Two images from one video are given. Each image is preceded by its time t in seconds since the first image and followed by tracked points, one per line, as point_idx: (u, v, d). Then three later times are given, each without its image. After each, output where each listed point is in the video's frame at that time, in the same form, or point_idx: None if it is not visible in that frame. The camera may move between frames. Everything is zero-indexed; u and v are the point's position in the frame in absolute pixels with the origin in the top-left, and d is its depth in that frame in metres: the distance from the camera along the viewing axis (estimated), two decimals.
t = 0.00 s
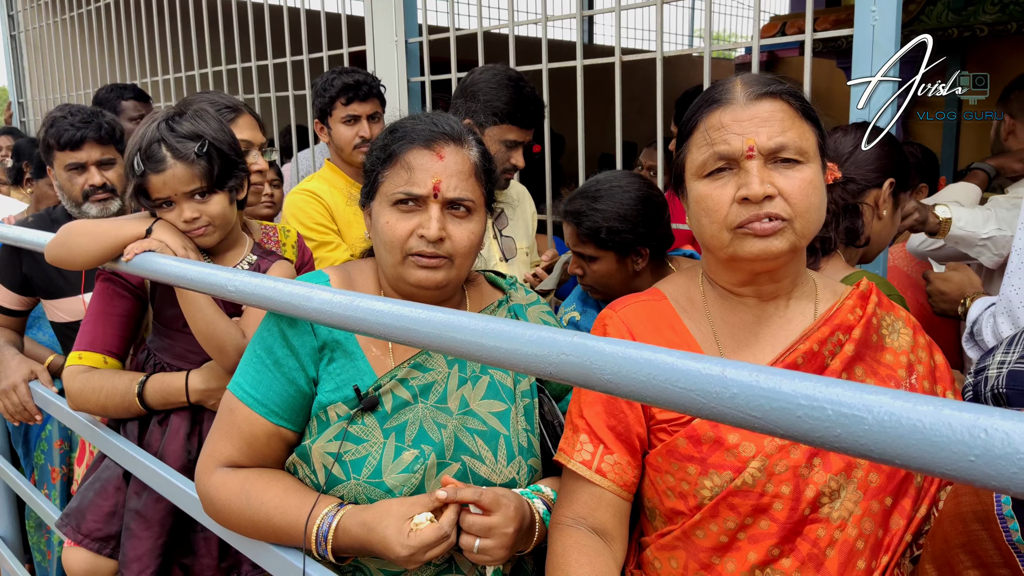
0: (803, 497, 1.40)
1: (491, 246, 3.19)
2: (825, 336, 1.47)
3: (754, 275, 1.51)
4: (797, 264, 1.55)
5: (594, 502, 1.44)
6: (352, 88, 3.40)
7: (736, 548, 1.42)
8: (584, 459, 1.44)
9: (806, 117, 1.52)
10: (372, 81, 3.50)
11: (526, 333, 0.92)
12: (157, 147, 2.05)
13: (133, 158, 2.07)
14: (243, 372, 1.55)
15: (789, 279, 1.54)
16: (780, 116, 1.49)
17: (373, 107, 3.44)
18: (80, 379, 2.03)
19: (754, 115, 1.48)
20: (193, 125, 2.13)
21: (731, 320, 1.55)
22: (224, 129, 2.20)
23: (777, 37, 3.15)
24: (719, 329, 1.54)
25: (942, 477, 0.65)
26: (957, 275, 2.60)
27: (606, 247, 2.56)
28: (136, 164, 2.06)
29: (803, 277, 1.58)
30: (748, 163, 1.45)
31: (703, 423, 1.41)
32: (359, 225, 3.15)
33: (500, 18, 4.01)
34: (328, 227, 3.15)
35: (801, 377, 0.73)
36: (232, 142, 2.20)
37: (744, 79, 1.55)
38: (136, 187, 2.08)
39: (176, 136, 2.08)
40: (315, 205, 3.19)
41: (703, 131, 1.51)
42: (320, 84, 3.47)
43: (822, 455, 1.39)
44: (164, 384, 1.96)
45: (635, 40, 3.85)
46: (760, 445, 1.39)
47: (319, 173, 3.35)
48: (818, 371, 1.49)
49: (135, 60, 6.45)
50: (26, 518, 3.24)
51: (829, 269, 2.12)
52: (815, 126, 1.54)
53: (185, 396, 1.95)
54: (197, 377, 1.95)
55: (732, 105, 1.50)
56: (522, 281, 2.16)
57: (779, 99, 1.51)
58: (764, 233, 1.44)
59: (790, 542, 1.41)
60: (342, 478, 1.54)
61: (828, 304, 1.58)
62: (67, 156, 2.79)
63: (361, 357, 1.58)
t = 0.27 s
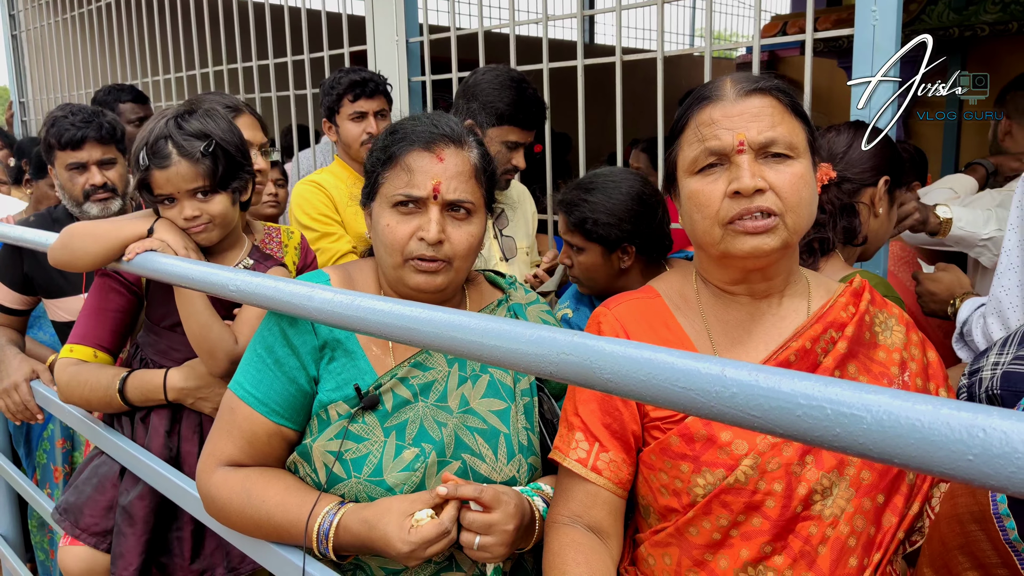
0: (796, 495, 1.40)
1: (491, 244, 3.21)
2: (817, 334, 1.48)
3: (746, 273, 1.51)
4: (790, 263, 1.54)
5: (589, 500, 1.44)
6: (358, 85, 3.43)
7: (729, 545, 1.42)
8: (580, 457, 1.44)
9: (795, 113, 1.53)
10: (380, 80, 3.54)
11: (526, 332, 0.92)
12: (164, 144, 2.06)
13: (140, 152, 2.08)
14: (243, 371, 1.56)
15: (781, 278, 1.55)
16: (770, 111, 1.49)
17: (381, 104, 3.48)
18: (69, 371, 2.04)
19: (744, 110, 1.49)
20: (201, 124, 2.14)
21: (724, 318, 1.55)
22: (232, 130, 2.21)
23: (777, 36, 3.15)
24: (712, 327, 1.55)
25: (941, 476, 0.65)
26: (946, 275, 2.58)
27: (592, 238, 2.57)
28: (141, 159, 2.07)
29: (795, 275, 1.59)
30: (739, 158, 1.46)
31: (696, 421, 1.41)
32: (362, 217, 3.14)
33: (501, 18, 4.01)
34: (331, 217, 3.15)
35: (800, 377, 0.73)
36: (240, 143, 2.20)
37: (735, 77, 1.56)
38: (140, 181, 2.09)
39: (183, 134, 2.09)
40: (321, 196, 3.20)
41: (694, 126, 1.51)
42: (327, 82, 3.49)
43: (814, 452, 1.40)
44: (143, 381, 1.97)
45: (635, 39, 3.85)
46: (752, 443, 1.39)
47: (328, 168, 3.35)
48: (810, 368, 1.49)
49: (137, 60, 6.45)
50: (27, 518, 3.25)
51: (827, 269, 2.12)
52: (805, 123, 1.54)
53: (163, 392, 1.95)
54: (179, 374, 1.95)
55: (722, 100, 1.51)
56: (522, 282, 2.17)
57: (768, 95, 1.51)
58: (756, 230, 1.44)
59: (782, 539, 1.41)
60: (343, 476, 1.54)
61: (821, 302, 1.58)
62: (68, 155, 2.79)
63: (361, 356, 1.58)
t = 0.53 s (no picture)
0: (786, 494, 1.40)
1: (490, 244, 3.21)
2: (809, 334, 1.47)
3: (738, 276, 1.52)
4: (783, 264, 1.55)
5: (585, 500, 1.44)
6: (360, 83, 3.44)
7: (719, 543, 1.42)
8: (575, 457, 1.44)
9: (791, 113, 1.53)
10: (382, 78, 3.54)
11: (523, 332, 0.92)
12: (169, 144, 2.06)
13: (145, 151, 2.08)
14: (240, 371, 1.56)
15: (774, 279, 1.55)
16: (767, 111, 1.49)
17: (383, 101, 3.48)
18: (65, 368, 2.06)
19: (740, 109, 1.49)
20: (208, 125, 2.14)
21: (716, 317, 1.55)
22: (238, 132, 2.21)
23: (777, 36, 3.15)
24: (705, 328, 1.54)
25: (937, 477, 0.65)
26: (940, 277, 2.56)
27: (580, 234, 2.55)
28: (146, 157, 2.07)
29: (788, 276, 1.59)
30: (735, 156, 1.46)
31: (688, 420, 1.41)
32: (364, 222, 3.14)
33: (500, 18, 4.01)
34: (334, 225, 3.15)
35: (796, 377, 0.73)
36: (245, 146, 2.21)
37: (732, 76, 1.56)
38: (144, 181, 2.08)
39: (189, 134, 2.09)
40: (323, 203, 3.19)
41: (691, 125, 1.51)
42: (329, 81, 3.50)
43: (805, 451, 1.39)
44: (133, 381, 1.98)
45: (635, 39, 3.86)
46: (743, 442, 1.39)
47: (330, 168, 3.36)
48: (802, 367, 1.48)
49: (136, 61, 6.45)
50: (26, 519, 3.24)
51: (825, 269, 2.11)
52: (800, 123, 1.54)
53: (151, 392, 1.96)
54: (166, 374, 1.95)
55: (718, 98, 1.51)
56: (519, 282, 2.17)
57: (765, 94, 1.52)
58: (750, 231, 1.44)
59: (772, 537, 1.41)
60: (341, 477, 1.54)
61: (814, 302, 1.58)
62: (66, 156, 2.79)
63: (360, 356, 1.58)
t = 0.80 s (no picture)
0: (781, 492, 1.39)
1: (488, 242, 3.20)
2: (804, 333, 1.47)
3: (735, 273, 1.51)
4: (779, 263, 1.54)
5: (581, 499, 1.43)
6: (365, 79, 3.46)
7: (714, 541, 1.42)
8: (571, 456, 1.43)
9: (788, 113, 1.52)
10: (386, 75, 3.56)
11: (522, 330, 0.91)
12: (171, 140, 2.05)
13: (145, 146, 2.07)
14: (239, 368, 1.56)
15: (770, 277, 1.54)
16: (765, 110, 1.49)
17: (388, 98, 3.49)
18: (72, 365, 2.08)
19: (738, 108, 1.48)
20: (209, 123, 2.13)
21: (712, 316, 1.54)
22: (238, 131, 2.21)
23: (777, 35, 3.14)
24: (700, 326, 1.54)
25: (937, 474, 0.65)
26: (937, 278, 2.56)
27: (569, 228, 2.55)
28: (147, 153, 2.05)
29: (784, 274, 1.58)
30: (732, 156, 1.45)
31: (683, 418, 1.40)
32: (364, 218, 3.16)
33: (500, 17, 4.00)
34: (336, 224, 3.14)
35: (796, 374, 0.73)
36: (244, 144, 2.21)
37: (730, 74, 1.55)
38: (143, 175, 2.07)
39: (191, 131, 2.08)
40: (326, 201, 3.17)
41: (688, 123, 1.51)
42: (331, 79, 3.52)
43: (800, 450, 1.39)
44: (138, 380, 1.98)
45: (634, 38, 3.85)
46: (738, 441, 1.39)
47: (331, 167, 3.33)
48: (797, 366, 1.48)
49: (136, 60, 6.44)
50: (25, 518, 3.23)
51: (822, 268, 2.12)
52: (798, 122, 1.54)
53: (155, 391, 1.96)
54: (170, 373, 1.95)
55: (717, 97, 1.50)
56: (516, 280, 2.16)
57: (763, 93, 1.51)
58: (745, 230, 1.43)
59: (766, 535, 1.41)
60: (339, 474, 1.54)
61: (809, 301, 1.58)
62: (64, 155, 2.79)
63: (358, 354, 1.58)
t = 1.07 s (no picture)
0: (776, 492, 1.39)
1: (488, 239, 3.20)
2: (799, 331, 1.46)
3: (729, 273, 1.50)
4: (774, 261, 1.53)
5: (577, 499, 1.43)
6: (370, 74, 3.46)
7: (709, 541, 1.42)
8: (566, 457, 1.42)
9: (780, 112, 1.52)
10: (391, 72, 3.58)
11: (522, 327, 0.91)
12: (168, 138, 2.05)
13: (141, 145, 2.07)
14: (238, 366, 1.55)
15: (764, 276, 1.53)
16: (756, 110, 1.48)
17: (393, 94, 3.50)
18: (84, 364, 2.06)
19: (730, 110, 1.48)
20: (205, 119, 2.13)
21: (706, 315, 1.54)
22: (233, 127, 2.20)
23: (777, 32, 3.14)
24: (694, 324, 1.54)
25: (940, 472, 0.64)
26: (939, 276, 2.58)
27: (581, 219, 2.55)
28: (143, 152, 2.05)
29: (778, 271, 1.57)
30: (725, 159, 1.44)
31: (677, 419, 1.39)
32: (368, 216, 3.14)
33: (501, 14, 4.00)
34: (338, 222, 3.14)
35: (798, 371, 0.72)
36: (240, 140, 2.20)
37: (721, 73, 1.54)
38: (140, 175, 2.08)
39: (187, 129, 2.08)
40: (329, 198, 3.16)
41: (680, 125, 1.50)
42: (340, 73, 3.51)
43: (795, 449, 1.38)
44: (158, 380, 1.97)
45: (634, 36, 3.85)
46: (733, 441, 1.38)
47: (331, 164, 3.32)
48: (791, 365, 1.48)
49: (136, 57, 6.44)
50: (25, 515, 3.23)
51: (822, 265, 2.12)
52: (790, 122, 1.53)
53: (177, 392, 1.96)
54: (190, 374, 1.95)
55: (708, 99, 1.49)
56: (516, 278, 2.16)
57: (754, 94, 1.50)
58: (740, 233, 1.43)
59: (761, 535, 1.41)
60: (339, 471, 1.53)
61: (803, 299, 1.57)
62: (71, 151, 2.78)
63: (357, 351, 1.58)
